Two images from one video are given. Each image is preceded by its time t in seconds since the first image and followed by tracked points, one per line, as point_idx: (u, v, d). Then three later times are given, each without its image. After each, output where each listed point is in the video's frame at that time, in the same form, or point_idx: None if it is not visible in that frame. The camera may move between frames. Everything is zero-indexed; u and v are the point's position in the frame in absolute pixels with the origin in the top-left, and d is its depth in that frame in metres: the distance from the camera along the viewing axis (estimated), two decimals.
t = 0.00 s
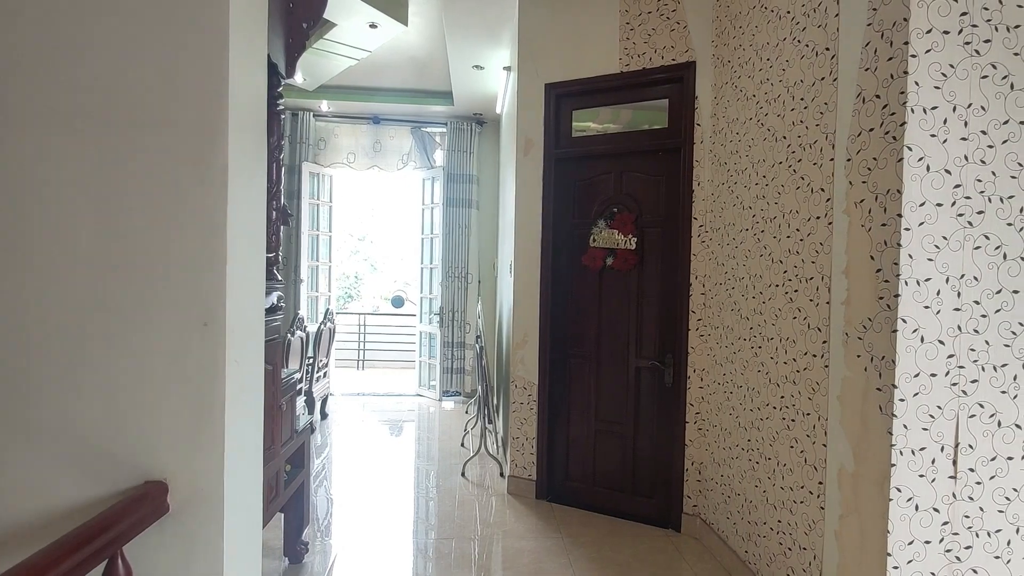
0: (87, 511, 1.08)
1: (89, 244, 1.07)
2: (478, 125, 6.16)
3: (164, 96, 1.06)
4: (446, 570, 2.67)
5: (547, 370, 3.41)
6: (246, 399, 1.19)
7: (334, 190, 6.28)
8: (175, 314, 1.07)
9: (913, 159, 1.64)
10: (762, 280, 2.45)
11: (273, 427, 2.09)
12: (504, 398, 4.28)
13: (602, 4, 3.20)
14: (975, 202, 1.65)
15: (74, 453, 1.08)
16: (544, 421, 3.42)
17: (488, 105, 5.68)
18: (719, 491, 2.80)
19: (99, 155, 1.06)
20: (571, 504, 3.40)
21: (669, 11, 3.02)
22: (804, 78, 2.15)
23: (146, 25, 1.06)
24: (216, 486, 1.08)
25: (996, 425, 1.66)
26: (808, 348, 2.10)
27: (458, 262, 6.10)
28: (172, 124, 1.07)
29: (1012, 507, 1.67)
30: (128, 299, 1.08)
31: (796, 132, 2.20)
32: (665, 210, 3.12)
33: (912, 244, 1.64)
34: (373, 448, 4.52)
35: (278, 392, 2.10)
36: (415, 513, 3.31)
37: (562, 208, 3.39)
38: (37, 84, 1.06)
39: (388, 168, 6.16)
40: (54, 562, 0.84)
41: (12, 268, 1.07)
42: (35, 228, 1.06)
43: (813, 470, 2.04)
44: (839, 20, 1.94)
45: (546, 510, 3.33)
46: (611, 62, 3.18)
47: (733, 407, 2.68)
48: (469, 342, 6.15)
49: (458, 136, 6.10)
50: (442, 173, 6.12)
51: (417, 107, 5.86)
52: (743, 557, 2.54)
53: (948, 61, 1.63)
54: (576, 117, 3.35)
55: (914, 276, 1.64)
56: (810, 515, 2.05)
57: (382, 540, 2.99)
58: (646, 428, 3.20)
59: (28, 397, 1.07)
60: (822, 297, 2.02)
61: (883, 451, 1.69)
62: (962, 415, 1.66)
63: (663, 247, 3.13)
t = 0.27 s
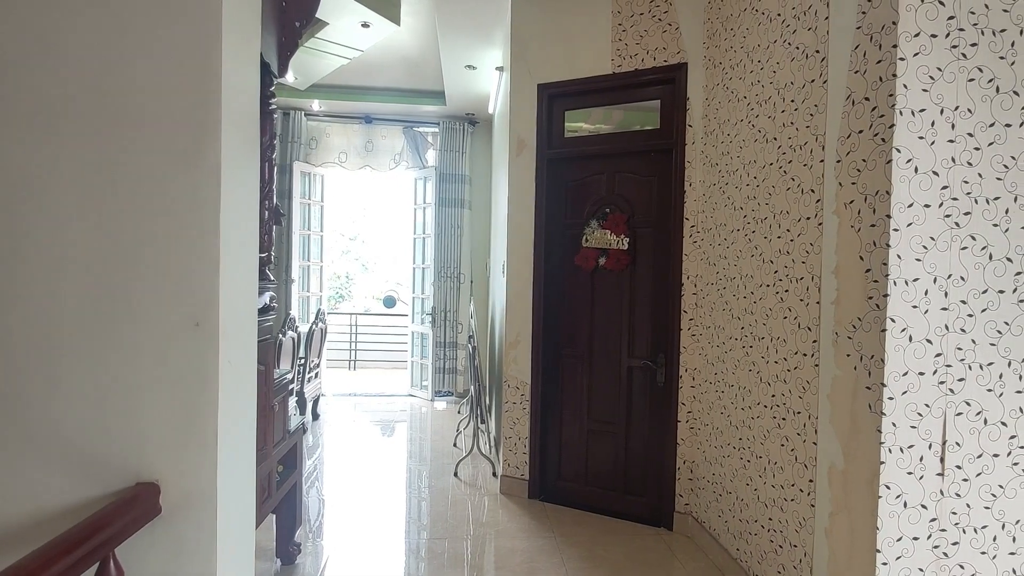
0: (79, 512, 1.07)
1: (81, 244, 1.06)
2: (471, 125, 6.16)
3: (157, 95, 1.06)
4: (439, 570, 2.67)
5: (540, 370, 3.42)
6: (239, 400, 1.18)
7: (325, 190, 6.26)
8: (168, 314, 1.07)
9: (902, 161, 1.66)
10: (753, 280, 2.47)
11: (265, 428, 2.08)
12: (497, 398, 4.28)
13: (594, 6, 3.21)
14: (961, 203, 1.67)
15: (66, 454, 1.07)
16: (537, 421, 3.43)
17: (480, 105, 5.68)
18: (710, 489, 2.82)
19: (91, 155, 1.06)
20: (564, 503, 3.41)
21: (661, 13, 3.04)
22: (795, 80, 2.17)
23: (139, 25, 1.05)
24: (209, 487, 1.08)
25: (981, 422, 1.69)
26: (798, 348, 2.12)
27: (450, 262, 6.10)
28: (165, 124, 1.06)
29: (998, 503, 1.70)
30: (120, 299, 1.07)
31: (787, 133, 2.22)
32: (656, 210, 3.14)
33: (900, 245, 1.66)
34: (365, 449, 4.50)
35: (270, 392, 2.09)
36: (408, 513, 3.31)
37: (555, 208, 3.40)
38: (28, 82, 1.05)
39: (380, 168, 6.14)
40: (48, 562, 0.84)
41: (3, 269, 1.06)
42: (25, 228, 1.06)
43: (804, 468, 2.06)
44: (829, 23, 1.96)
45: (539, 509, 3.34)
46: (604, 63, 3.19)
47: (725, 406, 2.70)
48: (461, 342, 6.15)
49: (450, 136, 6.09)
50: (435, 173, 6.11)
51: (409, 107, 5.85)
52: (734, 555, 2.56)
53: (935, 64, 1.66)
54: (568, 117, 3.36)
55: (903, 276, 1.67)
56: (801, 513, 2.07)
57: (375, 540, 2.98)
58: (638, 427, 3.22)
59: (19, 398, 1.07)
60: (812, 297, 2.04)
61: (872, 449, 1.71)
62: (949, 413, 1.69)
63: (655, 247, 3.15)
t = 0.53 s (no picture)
0: (73, 514, 1.06)
1: (74, 244, 1.05)
2: (464, 125, 6.16)
3: (150, 94, 1.05)
4: (434, 570, 2.67)
5: (535, 369, 3.43)
6: (234, 400, 1.18)
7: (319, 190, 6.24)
8: (162, 314, 1.06)
9: (893, 161, 1.68)
10: (746, 279, 2.49)
11: (259, 429, 2.07)
12: (491, 398, 4.28)
13: (588, 6, 3.22)
14: (952, 203, 1.69)
15: (58, 456, 1.06)
16: (531, 420, 3.43)
17: (473, 105, 5.68)
18: (704, 488, 2.83)
19: (84, 154, 1.05)
20: (559, 502, 3.42)
21: (654, 13, 3.05)
22: (787, 80, 2.19)
23: (133, 24, 1.05)
24: (204, 487, 1.08)
25: (971, 419, 1.71)
26: (791, 346, 2.14)
27: (444, 262, 6.09)
28: (159, 123, 1.05)
29: (988, 499, 1.72)
30: (114, 299, 1.06)
31: (780, 133, 2.24)
32: (650, 210, 3.15)
33: (892, 244, 1.68)
34: (359, 449, 4.49)
35: (265, 393, 2.09)
36: (402, 514, 3.30)
37: (549, 208, 3.41)
38: (20, 81, 1.05)
39: (373, 167, 6.13)
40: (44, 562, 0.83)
41: None
42: (19, 229, 1.05)
43: (797, 465, 2.08)
44: (821, 24, 1.98)
45: (534, 509, 3.34)
46: (597, 63, 3.20)
47: (718, 404, 2.71)
48: (455, 342, 6.15)
49: (444, 136, 6.08)
50: (428, 173, 6.10)
51: (402, 107, 5.83)
52: (728, 553, 2.57)
53: (926, 66, 1.67)
54: (562, 117, 3.37)
55: (894, 275, 1.68)
56: (794, 510, 2.09)
57: (369, 541, 2.97)
58: (632, 426, 3.23)
59: (14, 398, 1.06)
60: (805, 296, 2.06)
61: (864, 447, 1.73)
62: (939, 410, 1.70)
63: (649, 246, 3.16)
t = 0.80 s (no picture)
0: (70, 515, 1.06)
1: (69, 242, 1.05)
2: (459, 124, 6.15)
3: (146, 91, 1.05)
4: (431, 569, 2.67)
5: (531, 368, 3.43)
6: (231, 400, 1.18)
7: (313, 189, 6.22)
8: (159, 312, 1.06)
9: (888, 159, 1.69)
10: (742, 277, 2.50)
11: (256, 429, 2.07)
12: (487, 397, 4.28)
13: (583, 4, 3.22)
14: (945, 201, 1.71)
15: (55, 454, 1.06)
16: (528, 418, 3.44)
17: (468, 103, 5.67)
18: (701, 485, 2.84)
19: (79, 152, 1.05)
20: (556, 500, 3.43)
21: (649, 12, 3.06)
22: (782, 79, 2.20)
23: (128, 22, 1.04)
24: (201, 486, 1.07)
25: (965, 415, 1.72)
26: (786, 344, 2.15)
27: (439, 261, 6.09)
28: (155, 120, 1.05)
29: (981, 494, 1.74)
30: (110, 298, 1.06)
31: (775, 132, 2.25)
32: (646, 209, 3.16)
33: (886, 242, 1.69)
34: (355, 449, 4.48)
35: (261, 392, 2.08)
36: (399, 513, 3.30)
37: (545, 207, 3.41)
38: (15, 78, 1.04)
39: (368, 166, 6.11)
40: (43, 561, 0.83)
41: None
42: (14, 227, 1.04)
43: (792, 462, 2.09)
44: (816, 23, 1.99)
45: (531, 507, 3.35)
46: (593, 62, 3.21)
47: (714, 402, 2.73)
48: (451, 341, 6.14)
49: (439, 135, 6.07)
50: (423, 171, 6.09)
51: (397, 106, 5.82)
52: (724, 549, 2.59)
53: (919, 65, 1.69)
54: (557, 115, 3.38)
55: (888, 273, 1.70)
56: (789, 507, 2.11)
57: (366, 541, 2.97)
58: (629, 424, 3.24)
59: (10, 397, 1.06)
60: (800, 293, 2.07)
61: (859, 443, 1.74)
62: (934, 406, 1.72)
63: (645, 245, 3.17)
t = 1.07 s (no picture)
0: (74, 517, 1.05)
1: (70, 242, 1.04)
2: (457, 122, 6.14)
3: (146, 89, 1.04)
4: (433, 568, 2.67)
5: (532, 366, 3.43)
6: (234, 401, 1.17)
7: (311, 188, 6.20)
8: (162, 312, 1.05)
9: (890, 156, 1.69)
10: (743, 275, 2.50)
11: (258, 429, 2.06)
12: (487, 395, 4.28)
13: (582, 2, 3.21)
14: (947, 197, 1.71)
15: (57, 456, 1.05)
16: (529, 417, 3.44)
17: (466, 102, 5.66)
18: (702, 482, 2.85)
19: (79, 151, 1.03)
20: (557, 498, 3.43)
21: (649, 10, 3.05)
22: (783, 76, 2.20)
23: (128, 20, 1.03)
24: (206, 488, 1.07)
25: (968, 411, 1.73)
26: (789, 341, 2.15)
27: (438, 260, 6.08)
28: (155, 119, 1.04)
29: (983, 490, 1.74)
30: (112, 299, 1.05)
31: (776, 128, 2.25)
32: (646, 206, 3.16)
33: (889, 238, 1.69)
34: (355, 448, 4.48)
35: (262, 392, 2.07)
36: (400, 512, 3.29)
37: (545, 205, 3.41)
38: (14, 77, 1.03)
39: (366, 165, 6.09)
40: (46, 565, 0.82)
41: None
42: (14, 227, 1.03)
43: (795, 459, 2.09)
44: (817, 20, 1.99)
45: (532, 505, 3.35)
46: (592, 59, 3.20)
47: (716, 399, 2.73)
48: (450, 340, 6.13)
49: (437, 133, 6.05)
50: (421, 170, 6.08)
51: (395, 104, 5.81)
52: (726, 546, 2.59)
53: (922, 61, 1.69)
54: (556, 113, 3.38)
55: (891, 269, 1.70)
56: (792, 503, 2.11)
57: (368, 540, 2.96)
58: (629, 421, 3.24)
59: (12, 399, 1.05)
60: (802, 290, 2.07)
61: (863, 440, 1.74)
62: (937, 402, 1.72)
63: (645, 242, 3.17)
